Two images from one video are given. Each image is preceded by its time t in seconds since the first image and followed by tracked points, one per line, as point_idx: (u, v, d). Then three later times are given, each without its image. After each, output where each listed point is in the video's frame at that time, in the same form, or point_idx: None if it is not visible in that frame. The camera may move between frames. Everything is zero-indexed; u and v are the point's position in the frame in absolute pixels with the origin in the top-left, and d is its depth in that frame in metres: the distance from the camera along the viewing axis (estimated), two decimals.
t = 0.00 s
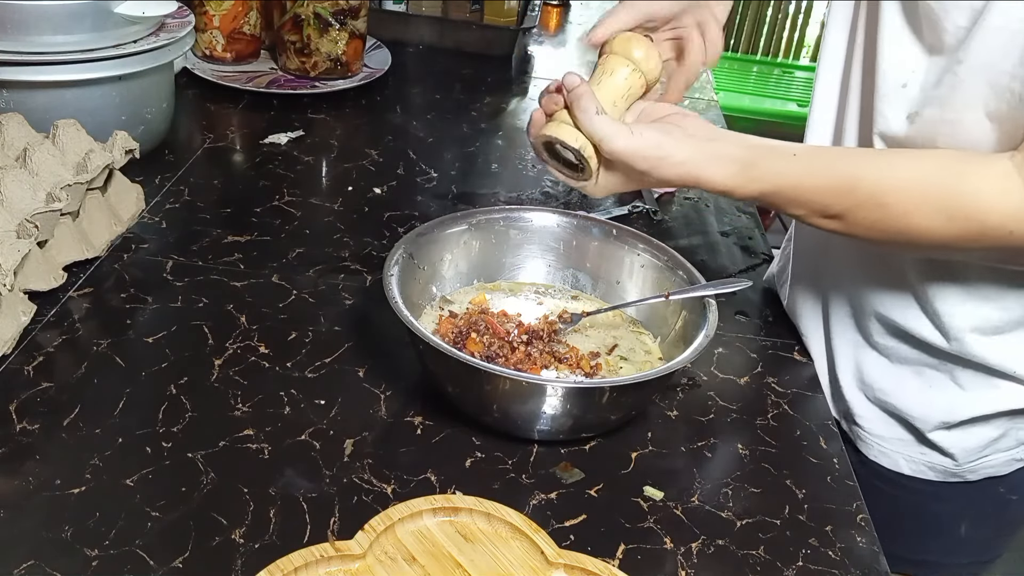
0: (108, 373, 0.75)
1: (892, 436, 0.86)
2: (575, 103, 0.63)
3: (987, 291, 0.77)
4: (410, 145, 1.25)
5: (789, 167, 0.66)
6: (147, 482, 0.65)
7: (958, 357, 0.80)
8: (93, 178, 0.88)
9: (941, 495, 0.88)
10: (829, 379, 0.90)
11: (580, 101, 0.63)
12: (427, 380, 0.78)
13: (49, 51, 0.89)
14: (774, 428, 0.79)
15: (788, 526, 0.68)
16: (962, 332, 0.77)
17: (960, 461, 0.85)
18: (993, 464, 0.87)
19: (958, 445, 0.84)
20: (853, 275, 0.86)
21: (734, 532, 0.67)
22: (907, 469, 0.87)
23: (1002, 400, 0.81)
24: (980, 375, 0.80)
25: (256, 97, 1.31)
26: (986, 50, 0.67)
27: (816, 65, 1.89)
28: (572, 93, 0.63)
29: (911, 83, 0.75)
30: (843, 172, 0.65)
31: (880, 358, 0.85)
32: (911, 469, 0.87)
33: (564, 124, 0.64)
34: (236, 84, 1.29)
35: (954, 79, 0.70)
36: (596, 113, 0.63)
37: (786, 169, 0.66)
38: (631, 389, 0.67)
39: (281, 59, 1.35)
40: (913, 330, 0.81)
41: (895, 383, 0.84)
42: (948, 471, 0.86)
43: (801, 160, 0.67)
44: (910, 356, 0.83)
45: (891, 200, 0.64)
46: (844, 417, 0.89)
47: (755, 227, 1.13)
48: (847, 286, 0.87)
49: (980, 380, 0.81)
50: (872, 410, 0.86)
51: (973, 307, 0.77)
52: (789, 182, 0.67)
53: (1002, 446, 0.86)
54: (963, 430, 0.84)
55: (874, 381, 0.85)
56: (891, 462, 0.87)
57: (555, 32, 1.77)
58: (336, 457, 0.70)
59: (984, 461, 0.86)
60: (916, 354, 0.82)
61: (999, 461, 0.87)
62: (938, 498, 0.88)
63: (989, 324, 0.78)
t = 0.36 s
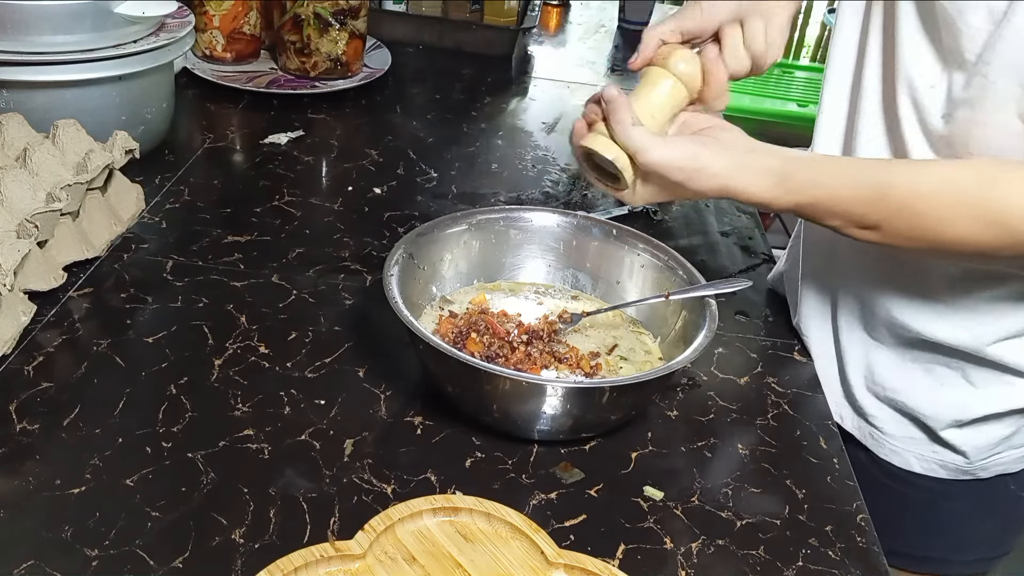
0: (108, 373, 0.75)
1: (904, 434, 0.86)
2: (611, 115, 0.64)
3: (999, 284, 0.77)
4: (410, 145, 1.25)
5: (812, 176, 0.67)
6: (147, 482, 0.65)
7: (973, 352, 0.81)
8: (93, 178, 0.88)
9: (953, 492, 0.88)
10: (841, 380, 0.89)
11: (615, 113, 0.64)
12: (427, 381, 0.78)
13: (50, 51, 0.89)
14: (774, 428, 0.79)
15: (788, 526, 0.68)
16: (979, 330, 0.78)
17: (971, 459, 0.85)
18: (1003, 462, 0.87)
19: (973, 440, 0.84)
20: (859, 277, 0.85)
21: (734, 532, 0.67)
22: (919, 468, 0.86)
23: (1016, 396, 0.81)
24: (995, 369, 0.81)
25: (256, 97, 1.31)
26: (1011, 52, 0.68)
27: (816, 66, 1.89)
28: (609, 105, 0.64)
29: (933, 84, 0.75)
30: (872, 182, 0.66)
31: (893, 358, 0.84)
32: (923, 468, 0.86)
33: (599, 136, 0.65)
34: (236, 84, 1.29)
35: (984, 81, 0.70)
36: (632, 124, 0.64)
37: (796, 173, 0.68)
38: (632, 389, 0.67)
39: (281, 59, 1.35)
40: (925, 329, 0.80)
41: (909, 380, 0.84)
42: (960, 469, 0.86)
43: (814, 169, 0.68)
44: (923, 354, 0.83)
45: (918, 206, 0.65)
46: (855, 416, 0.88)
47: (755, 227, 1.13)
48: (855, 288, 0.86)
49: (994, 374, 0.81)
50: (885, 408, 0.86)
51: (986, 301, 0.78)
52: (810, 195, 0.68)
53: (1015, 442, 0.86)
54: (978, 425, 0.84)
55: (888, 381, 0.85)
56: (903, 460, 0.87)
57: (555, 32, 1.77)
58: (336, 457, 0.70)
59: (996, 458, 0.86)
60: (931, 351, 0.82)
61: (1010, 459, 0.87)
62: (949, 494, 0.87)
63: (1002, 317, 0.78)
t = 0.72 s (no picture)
0: (108, 373, 0.75)
1: (904, 402, 0.90)
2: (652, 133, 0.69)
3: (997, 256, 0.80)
4: (411, 145, 1.25)
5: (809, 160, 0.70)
6: (147, 482, 0.65)
7: (971, 314, 0.83)
8: (93, 178, 0.88)
9: (948, 456, 0.94)
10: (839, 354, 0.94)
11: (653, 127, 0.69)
12: (427, 381, 0.78)
13: (50, 51, 0.89)
14: (774, 428, 0.79)
15: (788, 526, 0.68)
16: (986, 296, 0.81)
17: (973, 412, 0.90)
18: (1003, 413, 0.91)
19: (975, 397, 0.88)
20: (856, 256, 0.87)
21: (734, 532, 0.67)
22: (922, 429, 0.91)
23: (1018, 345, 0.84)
24: (994, 329, 0.84)
25: (256, 97, 1.31)
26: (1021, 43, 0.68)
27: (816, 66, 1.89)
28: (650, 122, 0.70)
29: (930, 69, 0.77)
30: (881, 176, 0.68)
31: (890, 331, 0.88)
32: (925, 429, 0.91)
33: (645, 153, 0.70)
34: (235, 85, 1.29)
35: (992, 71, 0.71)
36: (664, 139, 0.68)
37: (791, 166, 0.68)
38: (632, 389, 0.67)
39: (281, 59, 1.36)
40: (920, 301, 0.84)
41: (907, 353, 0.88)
42: (962, 422, 0.91)
43: (815, 164, 0.69)
44: (921, 325, 0.86)
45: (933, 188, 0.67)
46: (856, 389, 0.93)
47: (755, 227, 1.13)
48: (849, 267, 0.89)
49: (993, 335, 0.84)
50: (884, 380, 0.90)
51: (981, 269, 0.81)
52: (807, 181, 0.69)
53: (1015, 395, 0.90)
54: (980, 383, 0.87)
55: (887, 352, 0.89)
56: (905, 424, 0.91)
57: (555, 32, 1.77)
58: (336, 457, 0.70)
59: (996, 410, 0.91)
60: (927, 321, 0.85)
61: (1009, 410, 0.91)
62: (946, 459, 0.94)
63: (999, 284, 0.81)
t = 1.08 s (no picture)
0: (108, 373, 0.75)
1: (899, 399, 0.90)
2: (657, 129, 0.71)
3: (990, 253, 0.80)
4: (411, 145, 1.25)
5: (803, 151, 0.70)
6: (147, 482, 0.65)
7: (964, 312, 0.83)
8: (93, 178, 0.88)
9: (944, 454, 0.94)
10: (835, 350, 0.94)
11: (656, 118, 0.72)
12: (427, 381, 0.78)
13: (50, 51, 0.89)
14: (774, 428, 0.79)
15: (788, 526, 0.68)
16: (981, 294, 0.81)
17: (967, 410, 0.90)
18: (998, 411, 0.92)
19: (969, 394, 0.88)
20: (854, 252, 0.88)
21: (735, 532, 0.67)
22: (917, 426, 0.91)
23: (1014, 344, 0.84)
24: (988, 326, 0.83)
25: (256, 97, 1.31)
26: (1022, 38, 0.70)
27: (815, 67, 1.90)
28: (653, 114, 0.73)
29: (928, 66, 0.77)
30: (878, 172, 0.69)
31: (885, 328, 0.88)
32: (920, 426, 0.91)
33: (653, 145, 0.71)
34: (235, 85, 1.29)
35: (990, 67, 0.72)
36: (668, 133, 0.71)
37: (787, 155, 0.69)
38: (632, 389, 0.67)
39: (281, 59, 1.36)
40: (913, 298, 0.84)
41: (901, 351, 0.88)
42: (956, 420, 0.91)
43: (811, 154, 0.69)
44: (914, 322, 0.86)
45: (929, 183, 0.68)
46: (852, 385, 0.93)
47: (755, 227, 1.13)
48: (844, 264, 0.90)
49: (987, 332, 0.84)
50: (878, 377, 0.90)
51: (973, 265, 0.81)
52: (802, 170, 0.69)
53: (1009, 393, 0.90)
54: (974, 381, 0.87)
55: (881, 349, 0.89)
56: (900, 421, 0.91)
57: (555, 32, 1.77)
58: (336, 457, 0.70)
59: (990, 408, 0.91)
60: (921, 318, 0.86)
61: (1004, 409, 0.92)
62: (942, 457, 0.94)
63: (992, 282, 0.81)
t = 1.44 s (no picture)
0: (108, 373, 0.75)
1: (899, 399, 0.90)
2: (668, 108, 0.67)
3: (989, 251, 0.80)
4: (411, 145, 1.25)
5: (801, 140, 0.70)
6: (147, 482, 0.65)
7: (964, 311, 0.83)
8: (93, 178, 0.88)
9: (942, 453, 0.94)
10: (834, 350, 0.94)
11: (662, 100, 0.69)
12: (427, 381, 0.78)
13: (50, 52, 0.89)
14: (774, 428, 0.79)
15: (788, 526, 0.68)
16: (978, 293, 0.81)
17: (967, 409, 0.90)
18: (998, 410, 0.92)
19: (969, 393, 0.88)
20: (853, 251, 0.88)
21: (735, 532, 0.67)
22: (917, 426, 0.91)
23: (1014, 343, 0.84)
24: (988, 326, 0.83)
25: (256, 97, 1.31)
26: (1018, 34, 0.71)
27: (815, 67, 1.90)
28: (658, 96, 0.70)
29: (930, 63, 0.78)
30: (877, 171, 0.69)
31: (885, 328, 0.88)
32: (920, 425, 0.91)
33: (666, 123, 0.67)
34: (236, 85, 1.29)
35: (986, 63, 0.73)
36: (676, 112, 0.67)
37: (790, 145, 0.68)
38: (632, 389, 0.67)
39: (281, 59, 1.36)
40: (912, 297, 0.84)
41: (900, 350, 0.88)
42: (955, 420, 0.91)
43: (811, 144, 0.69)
44: (914, 321, 0.86)
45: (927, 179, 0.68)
46: (852, 385, 0.93)
47: (755, 227, 1.13)
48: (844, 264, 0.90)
49: (987, 331, 0.84)
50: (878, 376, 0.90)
51: (972, 264, 0.81)
52: (801, 160, 0.69)
53: (1009, 392, 0.90)
54: (974, 380, 0.87)
55: (881, 349, 0.89)
56: (900, 421, 0.91)
57: (555, 32, 1.77)
58: (336, 457, 0.70)
59: (990, 407, 0.91)
60: (920, 317, 0.86)
61: (1003, 407, 0.92)
62: (943, 455, 0.94)
63: (992, 281, 0.81)
